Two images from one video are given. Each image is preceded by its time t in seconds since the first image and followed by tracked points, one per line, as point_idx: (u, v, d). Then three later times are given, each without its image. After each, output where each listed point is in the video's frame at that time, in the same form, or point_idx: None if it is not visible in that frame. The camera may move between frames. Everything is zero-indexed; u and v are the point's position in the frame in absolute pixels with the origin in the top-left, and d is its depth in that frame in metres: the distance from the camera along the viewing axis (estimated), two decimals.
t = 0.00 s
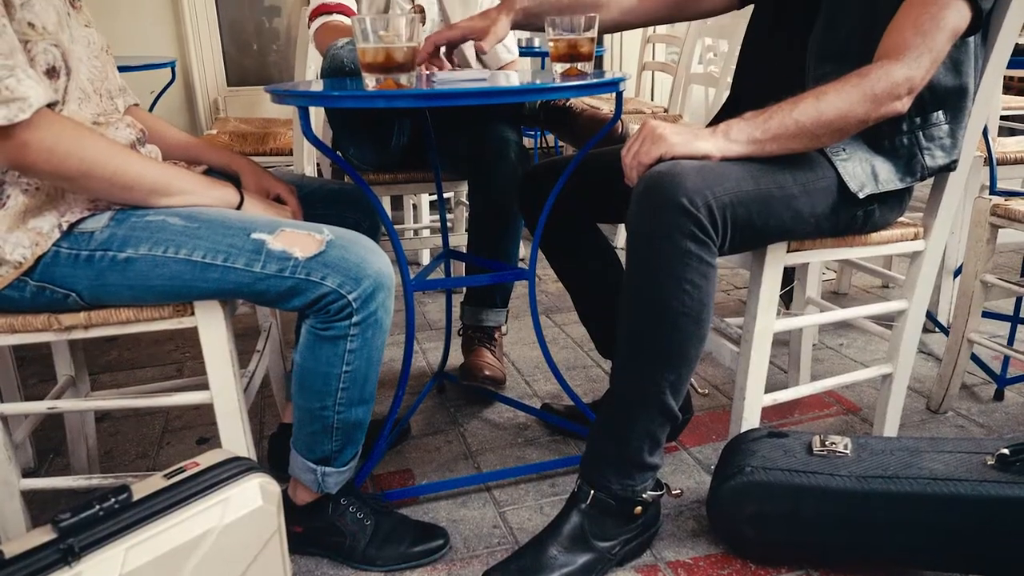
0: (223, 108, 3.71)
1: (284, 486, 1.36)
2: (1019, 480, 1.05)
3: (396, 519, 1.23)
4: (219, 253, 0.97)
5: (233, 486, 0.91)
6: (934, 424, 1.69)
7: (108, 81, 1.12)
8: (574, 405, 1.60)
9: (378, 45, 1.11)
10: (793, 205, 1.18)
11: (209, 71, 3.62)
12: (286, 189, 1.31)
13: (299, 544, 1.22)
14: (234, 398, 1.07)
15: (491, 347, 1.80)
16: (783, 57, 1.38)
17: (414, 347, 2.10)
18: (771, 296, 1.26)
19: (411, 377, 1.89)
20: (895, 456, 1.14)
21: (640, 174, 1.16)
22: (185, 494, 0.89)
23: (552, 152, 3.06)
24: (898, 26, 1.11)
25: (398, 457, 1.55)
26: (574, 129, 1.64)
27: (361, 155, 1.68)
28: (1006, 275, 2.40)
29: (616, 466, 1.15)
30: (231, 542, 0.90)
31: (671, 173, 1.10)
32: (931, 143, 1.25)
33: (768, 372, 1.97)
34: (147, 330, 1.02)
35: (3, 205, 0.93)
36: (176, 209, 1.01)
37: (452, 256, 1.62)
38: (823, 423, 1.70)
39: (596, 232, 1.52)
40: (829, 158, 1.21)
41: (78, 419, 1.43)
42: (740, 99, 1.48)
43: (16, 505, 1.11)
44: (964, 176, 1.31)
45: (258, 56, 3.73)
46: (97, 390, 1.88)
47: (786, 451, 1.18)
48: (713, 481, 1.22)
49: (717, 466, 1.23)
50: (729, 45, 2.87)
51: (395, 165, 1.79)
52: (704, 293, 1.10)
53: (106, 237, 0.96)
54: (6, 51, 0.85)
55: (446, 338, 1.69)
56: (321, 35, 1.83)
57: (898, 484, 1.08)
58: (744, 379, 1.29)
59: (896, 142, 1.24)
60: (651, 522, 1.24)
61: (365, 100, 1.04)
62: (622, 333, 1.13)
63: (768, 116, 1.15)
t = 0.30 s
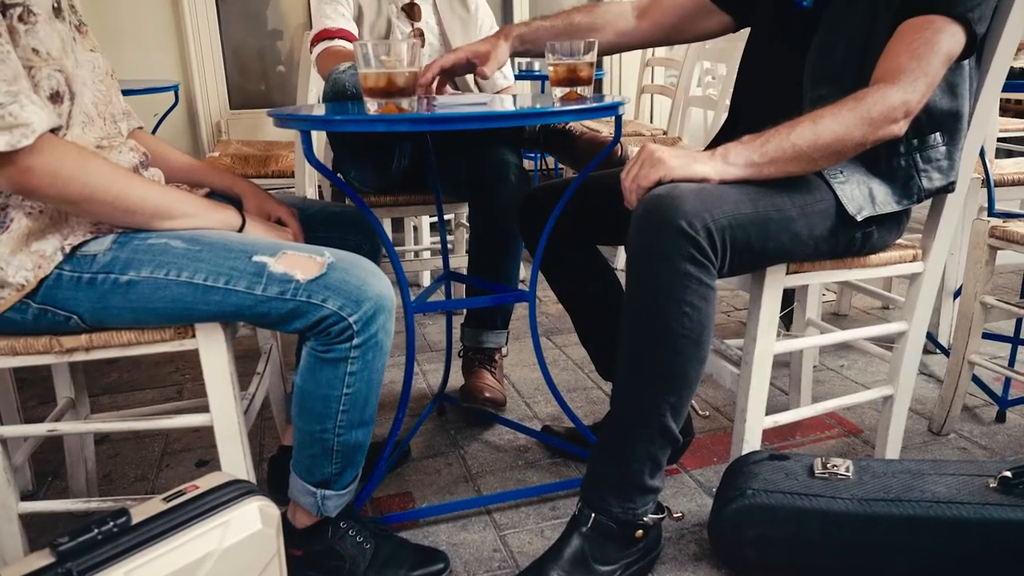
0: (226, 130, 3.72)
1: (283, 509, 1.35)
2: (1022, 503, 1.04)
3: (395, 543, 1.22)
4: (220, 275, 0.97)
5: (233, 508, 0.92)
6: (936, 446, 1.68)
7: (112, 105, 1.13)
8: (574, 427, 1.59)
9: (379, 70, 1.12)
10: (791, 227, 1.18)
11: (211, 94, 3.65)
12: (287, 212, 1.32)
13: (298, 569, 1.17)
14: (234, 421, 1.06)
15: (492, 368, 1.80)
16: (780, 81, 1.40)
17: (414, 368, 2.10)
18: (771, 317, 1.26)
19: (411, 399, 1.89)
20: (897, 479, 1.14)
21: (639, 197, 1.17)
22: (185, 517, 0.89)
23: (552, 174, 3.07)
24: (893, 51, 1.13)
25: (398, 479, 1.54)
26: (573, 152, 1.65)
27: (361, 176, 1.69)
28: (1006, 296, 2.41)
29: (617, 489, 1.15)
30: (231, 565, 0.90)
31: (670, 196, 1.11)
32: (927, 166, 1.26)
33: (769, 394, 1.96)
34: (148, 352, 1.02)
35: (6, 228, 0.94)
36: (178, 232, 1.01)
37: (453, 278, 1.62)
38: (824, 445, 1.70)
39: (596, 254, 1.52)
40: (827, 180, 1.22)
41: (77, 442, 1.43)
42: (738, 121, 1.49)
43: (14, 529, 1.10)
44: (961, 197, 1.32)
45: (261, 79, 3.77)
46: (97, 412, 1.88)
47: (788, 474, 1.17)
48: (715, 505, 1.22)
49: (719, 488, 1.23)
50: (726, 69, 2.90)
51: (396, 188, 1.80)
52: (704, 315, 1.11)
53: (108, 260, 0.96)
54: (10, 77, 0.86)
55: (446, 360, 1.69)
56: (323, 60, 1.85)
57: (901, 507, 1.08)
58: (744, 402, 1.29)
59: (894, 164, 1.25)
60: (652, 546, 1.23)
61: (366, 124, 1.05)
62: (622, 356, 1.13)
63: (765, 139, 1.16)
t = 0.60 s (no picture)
0: (227, 149, 3.74)
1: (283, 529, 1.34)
2: None
3: (396, 563, 1.20)
4: (222, 294, 0.98)
5: (233, 528, 0.91)
6: (938, 465, 1.68)
7: (115, 126, 1.14)
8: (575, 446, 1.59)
9: (381, 91, 1.13)
10: (791, 247, 1.19)
11: (213, 113, 3.67)
12: (288, 232, 1.33)
13: None
14: (234, 440, 1.06)
15: (492, 388, 1.79)
16: (779, 102, 1.41)
17: (414, 388, 2.10)
18: (771, 336, 1.26)
19: (411, 418, 1.88)
20: (899, 499, 1.13)
21: (639, 217, 1.18)
22: (184, 538, 0.89)
23: (552, 193, 3.09)
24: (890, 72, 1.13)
25: (398, 499, 1.54)
26: (573, 171, 1.66)
27: (362, 197, 1.71)
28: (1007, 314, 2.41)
29: (618, 509, 1.14)
30: None
31: (670, 216, 1.12)
32: (925, 186, 1.27)
33: (770, 413, 1.96)
34: (148, 372, 1.02)
35: (9, 248, 0.94)
36: (180, 252, 1.02)
37: (453, 297, 1.63)
38: (826, 464, 1.70)
39: (596, 273, 1.52)
40: (826, 200, 1.22)
41: (76, 462, 1.43)
42: (737, 141, 1.50)
43: (11, 549, 1.09)
44: (960, 217, 1.33)
45: (262, 99, 3.79)
46: (97, 431, 1.88)
47: (789, 493, 1.17)
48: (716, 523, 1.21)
49: (721, 509, 1.22)
50: (725, 89, 2.92)
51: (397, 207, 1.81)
52: (704, 334, 1.11)
53: (109, 279, 0.97)
54: (13, 99, 0.86)
55: (447, 380, 1.69)
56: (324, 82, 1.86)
57: (903, 527, 1.07)
58: (745, 421, 1.29)
59: (892, 184, 1.26)
60: (653, 567, 1.22)
61: (368, 144, 1.06)
62: (623, 375, 1.13)
63: (764, 160, 1.17)
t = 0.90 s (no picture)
0: (229, 166, 3.76)
1: (282, 546, 1.34)
2: None
3: None
4: (223, 311, 0.98)
5: (232, 545, 0.91)
6: (940, 482, 1.67)
7: (118, 143, 1.15)
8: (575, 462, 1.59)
9: (382, 109, 1.14)
10: (790, 263, 1.19)
11: (215, 130, 3.69)
12: (289, 248, 1.33)
13: None
14: (233, 457, 1.06)
15: (492, 404, 1.79)
16: (777, 119, 1.42)
17: (415, 404, 2.09)
18: (771, 352, 1.26)
19: (411, 435, 1.88)
20: (901, 516, 1.13)
21: (638, 233, 1.18)
22: (183, 555, 0.88)
23: (552, 210, 3.09)
24: (887, 91, 1.15)
25: (397, 516, 1.53)
26: (573, 188, 1.66)
27: (363, 213, 1.71)
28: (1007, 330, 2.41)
29: (618, 525, 1.14)
30: None
31: (669, 232, 1.12)
32: (923, 203, 1.27)
33: (771, 429, 1.95)
34: (149, 388, 1.02)
35: (11, 265, 0.95)
36: (181, 269, 1.02)
37: (453, 313, 1.63)
38: (827, 481, 1.69)
39: (596, 289, 1.53)
40: (825, 217, 1.23)
41: (75, 479, 1.42)
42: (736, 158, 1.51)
43: (9, 567, 1.09)
44: (958, 233, 1.33)
45: (264, 116, 3.81)
46: (96, 448, 1.87)
47: (791, 510, 1.16)
48: (717, 541, 1.20)
49: (722, 526, 1.21)
50: (724, 106, 2.93)
51: (396, 223, 1.81)
52: (704, 350, 1.11)
53: (111, 296, 0.97)
54: (17, 118, 0.87)
55: (446, 396, 1.68)
56: (325, 100, 1.87)
57: (906, 544, 1.07)
58: (746, 438, 1.29)
59: (890, 201, 1.26)
60: None
61: (369, 162, 1.07)
62: (622, 391, 1.13)
63: (762, 177, 1.17)
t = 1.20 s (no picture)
0: (230, 181, 3.77)
1: (281, 563, 1.33)
2: None
3: None
4: (223, 326, 0.98)
5: (231, 562, 0.91)
6: (942, 498, 1.67)
7: (121, 160, 1.16)
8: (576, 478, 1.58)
9: (383, 125, 1.15)
10: (789, 279, 1.19)
11: (217, 146, 3.71)
12: (289, 264, 1.34)
13: None
14: (233, 474, 1.06)
15: (492, 420, 1.79)
16: (776, 135, 1.42)
17: (414, 420, 2.09)
18: (771, 368, 1.26)
19: (411, 451, 1.87)
20: (903, 532, 1.12)
21: (638, 249, 1.18)
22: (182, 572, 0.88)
23: (552, 225, 3.10)
24: (885, 108, 1.16)
25: (397, 533, 1.52)
26: (573, 204, 1.67)
27: (364, 229, 1.73)
28: (1007, 345, 2.41)
29: (618, 542, 1.13)
30: None
31: (668, 248, 1.13)
32: (922, 219, 1.28)
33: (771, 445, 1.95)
34: (148, 404, 1.02)
35: (12, 281, 0.95)
36: (181, 285, 1.03)
37: (453, 328, 1.64)
38: (829, 497, 1.69)
39: (596, 305, 1.53)
40: (824, 233, 1.23)
41: (74, 495, 1.42)
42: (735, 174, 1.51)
43: None
44: (956, 248, 1.34)
45: (265, 131, 3.83)
46: (95, 464, 1.87)
47: (792, 527, 1.16)
48: (718, 558, 1.19)
49: (723, 542, 1.20)
50: (723, 121, 2.95)
51: (396, 238, 1.81)
52: (704, 366, 1.11)
53: (112, 312, 0.97)
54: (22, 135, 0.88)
55: (446, 411, 1.68)
56: (326, 117, 1.87)
57: (908, 561, 1.06)
58: (746, 453, 1.28)
59: (889, 217, 1.27)
60: None
61: (371, 178, 1.07)
62: (622, 406, 1.13)
63: (761, 193, 1.18)
